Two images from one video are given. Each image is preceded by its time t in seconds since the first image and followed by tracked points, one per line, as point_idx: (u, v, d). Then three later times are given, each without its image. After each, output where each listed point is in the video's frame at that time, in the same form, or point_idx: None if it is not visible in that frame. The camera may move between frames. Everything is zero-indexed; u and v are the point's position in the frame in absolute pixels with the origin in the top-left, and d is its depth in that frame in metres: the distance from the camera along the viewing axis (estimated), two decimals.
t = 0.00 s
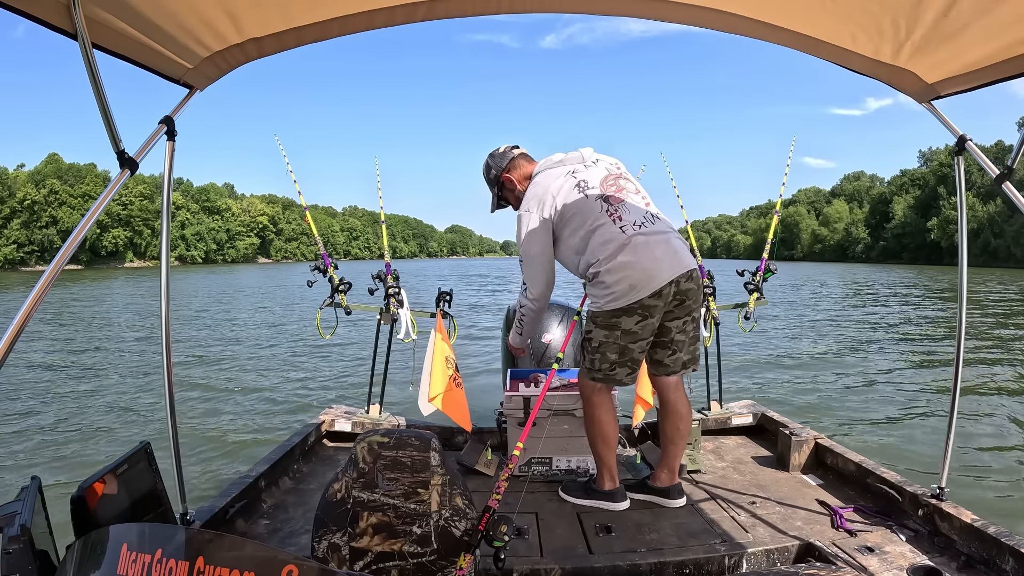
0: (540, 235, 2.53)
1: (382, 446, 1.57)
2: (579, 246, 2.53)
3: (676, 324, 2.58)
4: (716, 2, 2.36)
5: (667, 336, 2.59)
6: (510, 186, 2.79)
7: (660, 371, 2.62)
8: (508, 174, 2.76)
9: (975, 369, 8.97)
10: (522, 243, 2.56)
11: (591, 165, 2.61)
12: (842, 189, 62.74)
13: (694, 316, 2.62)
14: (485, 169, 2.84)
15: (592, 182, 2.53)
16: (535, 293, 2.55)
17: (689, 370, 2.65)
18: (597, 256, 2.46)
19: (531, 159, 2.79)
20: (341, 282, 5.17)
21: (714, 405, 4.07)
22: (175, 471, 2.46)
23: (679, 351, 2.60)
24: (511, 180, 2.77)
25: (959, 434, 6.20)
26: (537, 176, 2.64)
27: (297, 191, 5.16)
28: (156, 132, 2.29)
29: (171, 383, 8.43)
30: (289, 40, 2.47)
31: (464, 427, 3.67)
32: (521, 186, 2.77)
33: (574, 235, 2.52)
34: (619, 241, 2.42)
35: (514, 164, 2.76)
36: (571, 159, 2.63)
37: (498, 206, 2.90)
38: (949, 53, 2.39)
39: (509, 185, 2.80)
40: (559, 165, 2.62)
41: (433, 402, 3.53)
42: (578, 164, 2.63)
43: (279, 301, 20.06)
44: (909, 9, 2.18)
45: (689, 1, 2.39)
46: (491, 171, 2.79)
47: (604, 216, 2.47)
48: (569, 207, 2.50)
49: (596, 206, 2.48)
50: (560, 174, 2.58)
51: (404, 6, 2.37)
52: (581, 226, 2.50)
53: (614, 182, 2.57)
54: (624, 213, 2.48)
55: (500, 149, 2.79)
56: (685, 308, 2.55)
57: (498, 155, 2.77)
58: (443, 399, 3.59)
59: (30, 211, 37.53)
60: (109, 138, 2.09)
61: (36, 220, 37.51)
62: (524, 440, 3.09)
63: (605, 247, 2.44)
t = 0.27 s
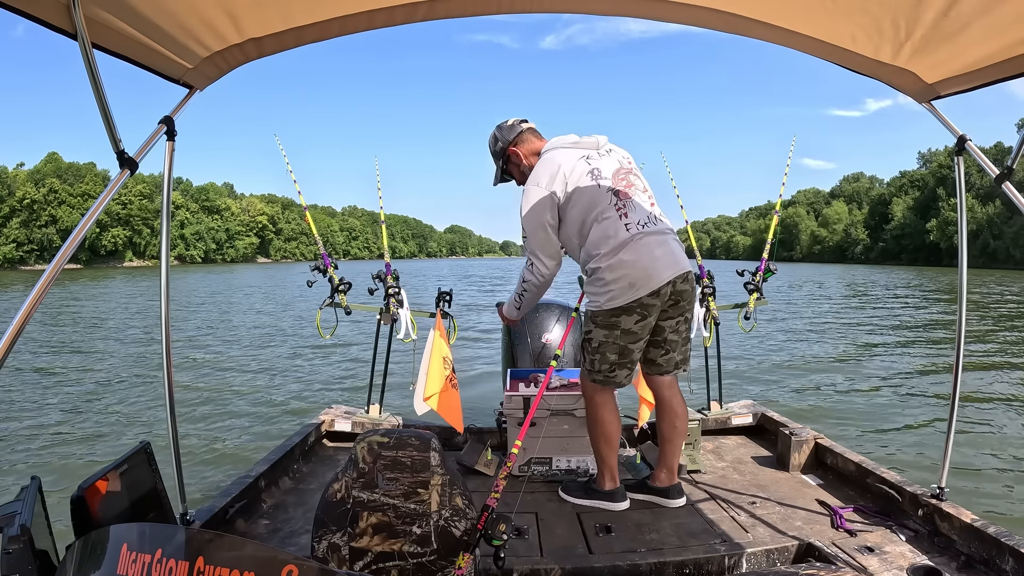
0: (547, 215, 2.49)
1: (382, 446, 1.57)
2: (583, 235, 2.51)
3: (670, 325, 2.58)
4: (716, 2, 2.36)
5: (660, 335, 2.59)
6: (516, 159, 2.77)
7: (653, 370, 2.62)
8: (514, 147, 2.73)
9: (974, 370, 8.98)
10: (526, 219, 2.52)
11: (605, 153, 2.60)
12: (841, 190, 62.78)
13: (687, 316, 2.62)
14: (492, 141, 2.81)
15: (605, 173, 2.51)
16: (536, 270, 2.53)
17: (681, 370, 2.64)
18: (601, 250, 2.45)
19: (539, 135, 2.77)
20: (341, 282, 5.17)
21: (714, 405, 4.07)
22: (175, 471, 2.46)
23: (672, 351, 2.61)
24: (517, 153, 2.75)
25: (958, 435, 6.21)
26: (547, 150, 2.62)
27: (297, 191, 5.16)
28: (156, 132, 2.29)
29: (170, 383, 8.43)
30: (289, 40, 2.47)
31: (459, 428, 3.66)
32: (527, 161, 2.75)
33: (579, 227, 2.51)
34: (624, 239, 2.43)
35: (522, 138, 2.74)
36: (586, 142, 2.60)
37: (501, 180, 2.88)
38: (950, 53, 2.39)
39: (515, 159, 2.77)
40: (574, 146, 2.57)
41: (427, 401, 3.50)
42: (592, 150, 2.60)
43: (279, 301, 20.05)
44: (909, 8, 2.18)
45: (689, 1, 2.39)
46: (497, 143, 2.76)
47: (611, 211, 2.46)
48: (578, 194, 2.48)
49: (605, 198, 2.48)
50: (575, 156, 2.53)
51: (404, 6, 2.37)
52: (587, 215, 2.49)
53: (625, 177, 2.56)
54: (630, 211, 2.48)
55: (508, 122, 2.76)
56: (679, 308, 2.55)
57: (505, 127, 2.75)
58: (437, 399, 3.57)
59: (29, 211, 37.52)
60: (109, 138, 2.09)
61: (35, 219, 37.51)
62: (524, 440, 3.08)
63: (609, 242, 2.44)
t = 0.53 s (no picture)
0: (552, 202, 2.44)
1: (382, 446, 1.56)
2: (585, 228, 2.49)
3: (661, 326, 2.59)
4: (716, 1, 2.36)
5: (650, 336, 2.60)
6: (521, 139, 2.75)
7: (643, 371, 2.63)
8: (520, 127, 2.71)
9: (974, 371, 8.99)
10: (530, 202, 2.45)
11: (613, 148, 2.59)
12: (841, 190, 62.85)
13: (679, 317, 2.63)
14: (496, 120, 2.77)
15: (613, 169, 2.50)
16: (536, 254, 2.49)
17: (671, 370, 2.66)
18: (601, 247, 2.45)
19: (544, 114, 2.75)
20: (341, 282, 5.17)
21: (714, 405, 4.07)
22: (175, 471, 2.46)
23: (661, 351, 2.62)
24: (523, 133, 2.73)
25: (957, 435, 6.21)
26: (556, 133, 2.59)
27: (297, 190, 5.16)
28: (156, 132, 2.29)
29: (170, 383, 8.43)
30: (289, 40, 2.47)
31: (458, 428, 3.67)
32: (533, 141, 2.74)
33: (580, 221, 2.50)
34: (624, 239, 2.43)
35: (527, 117, 2.72)
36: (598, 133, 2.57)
37: (505, 160, 2.86)
38: (950, 53, 2.39)
39: (520, 139, 2.75)
40: (586, 134, 2.53)
41: (427, 402, 3.51)
42: (603, 141, 2.57)
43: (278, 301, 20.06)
44: (909, 8, 2.18)
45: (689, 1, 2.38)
46: (502, 123, 2.74)
47: (614, 209, 2.45)
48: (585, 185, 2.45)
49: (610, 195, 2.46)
50: (586, 145, 2.50)
51: (404, 6, 2.37)
52: (591, 210, 2.47)
53: (632, 175, 2.56)
54: (633, 211, 2.48)
55: (513, 101, 2.72)
56: (670, 310, 2.56)
57: (510, 106, 2.72)
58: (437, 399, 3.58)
59: (29, 210, 37.54)
60: (109, 138, 2.09)
61: (35, 219, 37.54)
62: (523, 440, 3.08)
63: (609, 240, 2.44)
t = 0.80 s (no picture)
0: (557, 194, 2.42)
1: (382, 446, 1.57)
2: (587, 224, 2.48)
3: (653, 329, 2.59)
4: (716, 1, 2.36)
5: (642, 337, 2.60)
6: (528, 126, 2.74)
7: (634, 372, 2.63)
8: (527, 114, 2.70)
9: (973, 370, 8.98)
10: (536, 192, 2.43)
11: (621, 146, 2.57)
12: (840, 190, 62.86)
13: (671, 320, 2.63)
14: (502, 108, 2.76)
15: (619, 167, 2.48)
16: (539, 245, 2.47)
17: (661, 371, 2.67)
18: (601, 246, 2.45)
19: (551, 101, 2.74)
20: (341, 282, 5.16)
21: (714, 405, 4.07)
22: (175, 471, 2.46)
23: (652, 352, 2.62)
24: (530, 120, 2.72)
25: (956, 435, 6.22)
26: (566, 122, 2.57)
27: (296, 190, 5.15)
28: (156, 132, 2.29)
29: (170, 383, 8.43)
30: (289, 40, 2.47)
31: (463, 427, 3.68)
32: (540, 129, 2.73)
33: (582, 216, 2.49)
34: (622, 241, 2.43)
35: (535, 105, 2.71)
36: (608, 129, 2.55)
37: (511, 147, 2.85)
38: (949, 53, 2.39)
39: (527, 126, 2.75)
40: (596, 129, 2.51)
41: (432, 402, 3.53)
42: (612, 138, 2.56)
43: (278, 301, 20.06)
44: (909, 8, 2.18)
45: (689, 1, 2.38)
46: (509, 109, 2.72)
47: (616, 209, 2.45)
48: (589, 181, 2.43)
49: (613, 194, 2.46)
50: (595, 141, 2.47)
51: (404, 6, 2.37)
52: (594, 207, 2.46)
53: (636, 176, 2.55)
54: (633, 212, 2.48)
55: (520, 87, 2.71)
56: (663, 313, 2.56)
57: (517, 93, 2.70)
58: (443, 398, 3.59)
59: (28, 211, 37.54)
60: (109, 138, 2.09)
61: (34, 219, 37.54)
62: (523, 440, 3.08)
63: (608, 241, 2.44)
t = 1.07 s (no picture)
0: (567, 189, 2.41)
1: (382, 446, 1.56)
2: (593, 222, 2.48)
3: (651, 329, 2.59)
4: (716, 1, 2.36)
5: (640, 338, 2.60)
6: (540, 115, 2.74)
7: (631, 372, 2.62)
8: (541, 103, 2.70)
9: (973, 370, 8.98)
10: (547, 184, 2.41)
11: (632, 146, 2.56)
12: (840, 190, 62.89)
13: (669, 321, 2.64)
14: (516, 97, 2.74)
15: (628, 168, 2.48)
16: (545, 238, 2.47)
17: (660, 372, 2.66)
18: (604, 245, 2.46)
19: (565, 93, 2.74)
20: (341, 282, 5.16)
21: (714, 405, 4.06)
22: (174, 471, 2.46)
23: (649, 354, 2.61)
24: (543, 108, 2.71)
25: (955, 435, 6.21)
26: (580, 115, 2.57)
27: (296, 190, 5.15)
28: (155, 132, 2.29)
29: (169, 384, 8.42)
30: (289, 40, 2.47)
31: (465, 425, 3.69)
32: (553, 119, 2.73)
33: (589, 213, 2.48)
34: (624, 242, 2.45)
35: (549, 94, 2.70)
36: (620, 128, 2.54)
37: (520, 135, 2.84)
38: (950, 53, 2.39)
39: (539, 115, 2.74)
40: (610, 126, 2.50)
41: (435, 402, 3.54)
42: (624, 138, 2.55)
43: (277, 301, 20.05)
44: (909, 8, 2.18)
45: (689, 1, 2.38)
46: (523, 97, 2.71)
47: (621, 210, 2.46)
48: (599, 179, 2.43)
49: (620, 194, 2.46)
50: (608, 139, 2.46)
51: (404, 6, 2.37)
52: (601, 206, 2.46)
53: (644, 178, 2.55)
54: (637, 214, 2.49)
55: (536, 77, 2.70)
56: (661, 313, 2.57)
57: (533, 81, 2.69)
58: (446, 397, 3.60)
59: (27, 211, 37.54)
60: (109, 138, 2.09)
61: (34, 220, 37.54)
62: (524, 441, 3.08)
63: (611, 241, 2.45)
